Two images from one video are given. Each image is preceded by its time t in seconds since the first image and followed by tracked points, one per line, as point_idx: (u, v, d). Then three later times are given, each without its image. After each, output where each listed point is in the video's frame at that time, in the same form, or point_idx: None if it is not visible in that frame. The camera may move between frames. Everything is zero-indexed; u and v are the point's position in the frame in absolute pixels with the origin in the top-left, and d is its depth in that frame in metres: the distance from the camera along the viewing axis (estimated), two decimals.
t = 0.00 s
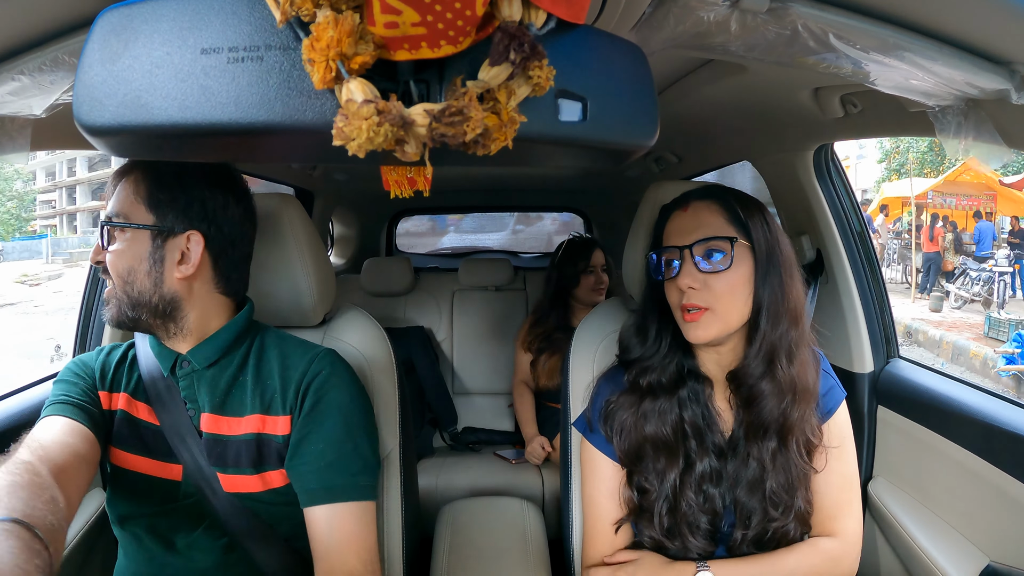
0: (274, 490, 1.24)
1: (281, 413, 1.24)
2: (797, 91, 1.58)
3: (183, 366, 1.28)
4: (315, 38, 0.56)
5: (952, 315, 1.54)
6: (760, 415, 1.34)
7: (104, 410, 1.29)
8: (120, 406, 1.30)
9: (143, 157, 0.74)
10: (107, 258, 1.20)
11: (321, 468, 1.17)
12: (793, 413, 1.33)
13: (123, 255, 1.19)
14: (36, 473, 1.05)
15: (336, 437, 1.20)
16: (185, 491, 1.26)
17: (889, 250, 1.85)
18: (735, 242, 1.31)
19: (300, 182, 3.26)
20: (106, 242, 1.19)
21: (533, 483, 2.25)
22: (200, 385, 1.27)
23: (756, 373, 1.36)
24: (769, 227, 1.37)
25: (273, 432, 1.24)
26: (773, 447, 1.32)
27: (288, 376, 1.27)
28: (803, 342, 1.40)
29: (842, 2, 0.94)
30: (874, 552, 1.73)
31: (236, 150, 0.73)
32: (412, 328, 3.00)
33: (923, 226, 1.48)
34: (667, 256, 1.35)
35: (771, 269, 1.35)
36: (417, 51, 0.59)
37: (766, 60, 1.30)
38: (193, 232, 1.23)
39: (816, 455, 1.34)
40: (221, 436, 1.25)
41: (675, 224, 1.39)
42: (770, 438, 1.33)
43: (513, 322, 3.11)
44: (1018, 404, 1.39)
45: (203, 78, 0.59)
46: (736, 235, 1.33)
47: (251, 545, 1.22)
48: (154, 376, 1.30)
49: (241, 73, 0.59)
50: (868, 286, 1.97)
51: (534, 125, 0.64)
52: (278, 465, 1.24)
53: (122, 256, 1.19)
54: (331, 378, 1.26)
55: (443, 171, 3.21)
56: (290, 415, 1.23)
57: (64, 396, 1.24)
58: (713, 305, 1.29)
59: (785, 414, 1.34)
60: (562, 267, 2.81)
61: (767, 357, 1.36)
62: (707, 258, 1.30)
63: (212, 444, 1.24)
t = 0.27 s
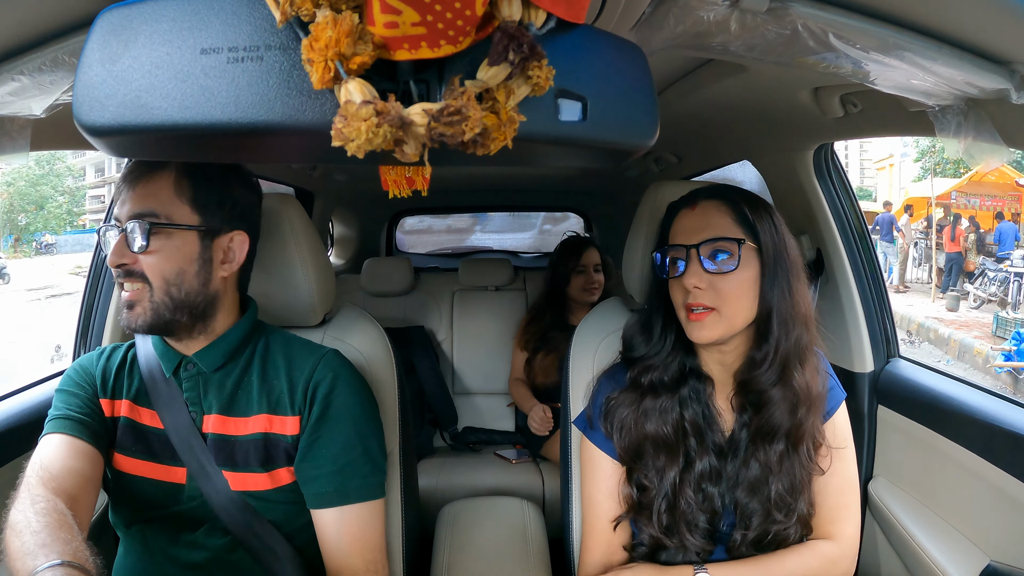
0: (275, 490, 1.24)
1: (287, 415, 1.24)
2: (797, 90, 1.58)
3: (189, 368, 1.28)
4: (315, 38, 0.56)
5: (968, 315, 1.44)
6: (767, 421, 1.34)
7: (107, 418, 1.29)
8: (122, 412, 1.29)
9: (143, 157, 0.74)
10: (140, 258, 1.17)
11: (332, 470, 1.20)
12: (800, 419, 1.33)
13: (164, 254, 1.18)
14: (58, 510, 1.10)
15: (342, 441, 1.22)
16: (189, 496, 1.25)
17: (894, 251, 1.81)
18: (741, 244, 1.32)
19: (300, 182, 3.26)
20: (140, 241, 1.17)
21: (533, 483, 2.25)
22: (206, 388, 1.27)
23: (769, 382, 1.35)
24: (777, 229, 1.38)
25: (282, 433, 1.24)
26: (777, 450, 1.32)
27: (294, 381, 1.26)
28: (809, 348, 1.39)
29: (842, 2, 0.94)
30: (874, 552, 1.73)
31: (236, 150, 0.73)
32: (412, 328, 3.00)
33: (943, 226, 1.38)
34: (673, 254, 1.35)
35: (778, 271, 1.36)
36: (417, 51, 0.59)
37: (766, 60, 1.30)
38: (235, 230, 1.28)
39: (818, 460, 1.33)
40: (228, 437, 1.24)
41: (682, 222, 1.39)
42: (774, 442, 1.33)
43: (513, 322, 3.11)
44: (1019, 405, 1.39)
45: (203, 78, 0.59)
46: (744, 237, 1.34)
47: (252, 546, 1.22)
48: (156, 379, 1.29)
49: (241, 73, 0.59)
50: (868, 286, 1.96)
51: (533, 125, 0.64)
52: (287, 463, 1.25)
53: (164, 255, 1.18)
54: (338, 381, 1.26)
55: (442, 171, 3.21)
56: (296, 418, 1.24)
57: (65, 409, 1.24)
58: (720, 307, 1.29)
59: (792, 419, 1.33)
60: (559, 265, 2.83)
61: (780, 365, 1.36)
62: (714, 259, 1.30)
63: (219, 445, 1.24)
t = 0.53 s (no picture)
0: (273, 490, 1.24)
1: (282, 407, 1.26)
2: (797, 91, 1.58)
3: (184, 367, 1.29)
4: (315, 38, 0.56)
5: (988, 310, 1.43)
6: (749, 412, 1.35)
7: (105, 421, 1.28)
8: (121, 415, 1.29)
9: (143, 157, 0.74)
10: (212, 250, 1.22)
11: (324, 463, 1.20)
12: (780, 409, 1.33)
13: (233, 245, 1.26)
14: (57, 509, 1.08)
15: (333, 433, 1.23)
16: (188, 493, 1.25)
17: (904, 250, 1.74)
18: (721, 239, 1.33)
19: (300, 182, 3.26)
20: (213, 234, 1.23)
21: (533, 483, 2.24)
22: (203, 385, 1.27)
23: (745, 371, 1.37)
24: (759, 226, 1.38)
25: (277, 423, 1.25)
26: (766, 442, 1.32)
27: (289, 370, 1.28)
28: (791, 336, 1.40)
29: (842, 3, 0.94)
30: (874, 552, 1.73)
31: (236, 151, 0.73)
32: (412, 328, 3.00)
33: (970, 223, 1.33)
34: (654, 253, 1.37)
35: (758, 267, 1.36)
36: (417, 51, 0.59)
37: (766, 61, 1.30)
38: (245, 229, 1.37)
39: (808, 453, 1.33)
40: (224, 432, 1.24)
41: (664, 221, 1.41)
42: (759, 434, 1.33)
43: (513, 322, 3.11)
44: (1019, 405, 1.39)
45: (203, 78, 0.59)
46: (722, 232, 1.34)
47: (250, 546, 1.22)
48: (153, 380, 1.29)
49: (241, 73, 0.59)
50: (868, 286, 1.96)
51: (534, 125, 0.64)
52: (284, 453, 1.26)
53: (233, 246, 1.26)
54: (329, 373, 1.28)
55: (442, 171, 3.21)
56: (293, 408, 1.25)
57: (65, 413, 1.23)
58: (702, 301, 1.31)
59: (771, 410, 1.34)
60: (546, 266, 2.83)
61: (755, 352, 1.37)
62: (696, 255, 1.31)
63: (215, 441, 1.24)
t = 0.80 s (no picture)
0: (274, 490, 1.24)
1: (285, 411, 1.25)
2: (797, 90, 1.58)
3: (188, 367, 1.29)
4: (315, 38, 0.56)
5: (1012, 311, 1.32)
6: (762, 412, 1.34)
7: (107, 416, 1.28)
8: (125, 412, 1.29)
9: (144, 157, 0.74)
10: (221, 249, 1.22)
11: (329, 467, 1.20)
12: (792, 408, 1.34)
13: (242, 244, 1.26)
14: (44, 487, 1.06)
15: (339, 434, 1.23)
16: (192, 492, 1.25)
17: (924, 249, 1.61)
18: (739, 238, 1.34)
19: (299, 182, 3.27)
20: (222, 232, 1.23)
21: (533, 482, 2.24)
22: (206, 385, 1.28)
23: (759, 369, 1.37)
24: (772, 228, 1.39)
25: (280, 428, 1.24)
26: (774, 441, 1.32)
27: (293, 376, 1.28)
28: (802, 339, 1.41)
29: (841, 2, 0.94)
30: (874, 552, 1.73)
31: (237, 151, 0.73)
32: (411, 328, 3.00)
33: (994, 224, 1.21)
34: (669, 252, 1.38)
35: (771, 269, 1.37)
36: (417, 51, 0.59)
37: (766, 60, 1.30)
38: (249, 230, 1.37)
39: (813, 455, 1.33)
40: (229, 433, 1.25)
41: (675, 222, 1.41)
42: (771, 432, 1.33)
43: (513, 321, 3.11)
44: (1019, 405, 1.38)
45: (203, 78, 0.59)
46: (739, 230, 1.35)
47: (251, 545, 1.22)
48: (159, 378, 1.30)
49: (241, 72, 0.59)
50: (868, 286, 1.96)
51: (534, 125, 0.64)
52: (285, 459, 1.25)
53: (241, 245, 1.26)
54: (334, 375, 1.28)
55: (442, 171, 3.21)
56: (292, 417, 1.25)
57: (66, 403, 1.22)
58: (719, 298, 1.31)
59: (784, 409, 1.34)
60: (554, 263, 2.84)
61: (769, 353, 1.37)
62: (714, 255, 1.32)
63: (219, 442, 1.24)
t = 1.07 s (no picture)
0: (275, 490, 1.24)
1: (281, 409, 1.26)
2: (797, 90, 1.58)
3: (189, 368, 1.29)
4: (315, 39, 0.56)
5: None
6: (764, 415, 1.35)
7: (103, 415, 1.28)
8: (123, 412, 1.29)
9: (142, 157, 0.74)
10: (228, 254, 1.22)
11: (331, 463, 1.19)
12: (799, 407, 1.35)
13: (248, 250, 1.26)
14: (16, 472, 1.03)
15: (342, 431, 1.22)
16: (190, 492, 1.26)
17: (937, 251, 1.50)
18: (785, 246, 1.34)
19: (300, 182, 3.27)
20: (229, 238, 1.23)
21: (533, 483, 2.24)
22: (207, 387, 1.29)
23: (771, 369, 1.39)
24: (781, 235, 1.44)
25: (279, 429, 1.24)
26: (774, 445, 1.31)
27: (293, 374, 1.28)
28: (800, 336, 1.43)
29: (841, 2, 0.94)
30: (875, 552, 1.73)
31: (236, 151, 0.73)
32: (411, 328, 3.00)
33: None
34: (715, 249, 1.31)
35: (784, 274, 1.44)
36: (417, 51, 0.59)
37: (766, 61, 1.30)
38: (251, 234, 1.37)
39: (813, 453, 1.33)
40: (228, 435, 1.25)
41: (708, 222, 1.37)
42: (774, 429, 1.33)
43: (513, 322, 3.11)
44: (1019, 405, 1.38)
45: (203, 79, 0.59)
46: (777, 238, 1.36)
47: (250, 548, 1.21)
48: (157, 380, 1.30)
49: (241, 72, 0.59)
50: (868, 286, 1.96)
51: (533, 125, 0.64)
52: (285, 461, 1.25)
53: (247, 251, 1.26)
54: (336, 379, 1.29)
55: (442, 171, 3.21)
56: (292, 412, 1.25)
57: (60, 398, 1.22)
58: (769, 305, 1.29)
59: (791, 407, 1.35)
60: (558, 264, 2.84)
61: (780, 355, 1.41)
62: (767, 259, 1.30)
63: (218, 443, 1.24)
